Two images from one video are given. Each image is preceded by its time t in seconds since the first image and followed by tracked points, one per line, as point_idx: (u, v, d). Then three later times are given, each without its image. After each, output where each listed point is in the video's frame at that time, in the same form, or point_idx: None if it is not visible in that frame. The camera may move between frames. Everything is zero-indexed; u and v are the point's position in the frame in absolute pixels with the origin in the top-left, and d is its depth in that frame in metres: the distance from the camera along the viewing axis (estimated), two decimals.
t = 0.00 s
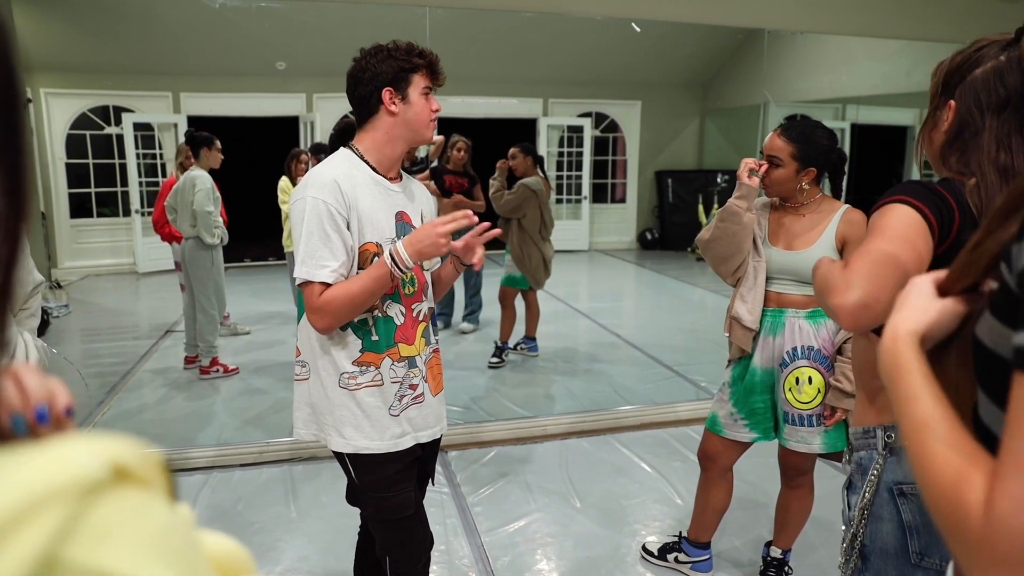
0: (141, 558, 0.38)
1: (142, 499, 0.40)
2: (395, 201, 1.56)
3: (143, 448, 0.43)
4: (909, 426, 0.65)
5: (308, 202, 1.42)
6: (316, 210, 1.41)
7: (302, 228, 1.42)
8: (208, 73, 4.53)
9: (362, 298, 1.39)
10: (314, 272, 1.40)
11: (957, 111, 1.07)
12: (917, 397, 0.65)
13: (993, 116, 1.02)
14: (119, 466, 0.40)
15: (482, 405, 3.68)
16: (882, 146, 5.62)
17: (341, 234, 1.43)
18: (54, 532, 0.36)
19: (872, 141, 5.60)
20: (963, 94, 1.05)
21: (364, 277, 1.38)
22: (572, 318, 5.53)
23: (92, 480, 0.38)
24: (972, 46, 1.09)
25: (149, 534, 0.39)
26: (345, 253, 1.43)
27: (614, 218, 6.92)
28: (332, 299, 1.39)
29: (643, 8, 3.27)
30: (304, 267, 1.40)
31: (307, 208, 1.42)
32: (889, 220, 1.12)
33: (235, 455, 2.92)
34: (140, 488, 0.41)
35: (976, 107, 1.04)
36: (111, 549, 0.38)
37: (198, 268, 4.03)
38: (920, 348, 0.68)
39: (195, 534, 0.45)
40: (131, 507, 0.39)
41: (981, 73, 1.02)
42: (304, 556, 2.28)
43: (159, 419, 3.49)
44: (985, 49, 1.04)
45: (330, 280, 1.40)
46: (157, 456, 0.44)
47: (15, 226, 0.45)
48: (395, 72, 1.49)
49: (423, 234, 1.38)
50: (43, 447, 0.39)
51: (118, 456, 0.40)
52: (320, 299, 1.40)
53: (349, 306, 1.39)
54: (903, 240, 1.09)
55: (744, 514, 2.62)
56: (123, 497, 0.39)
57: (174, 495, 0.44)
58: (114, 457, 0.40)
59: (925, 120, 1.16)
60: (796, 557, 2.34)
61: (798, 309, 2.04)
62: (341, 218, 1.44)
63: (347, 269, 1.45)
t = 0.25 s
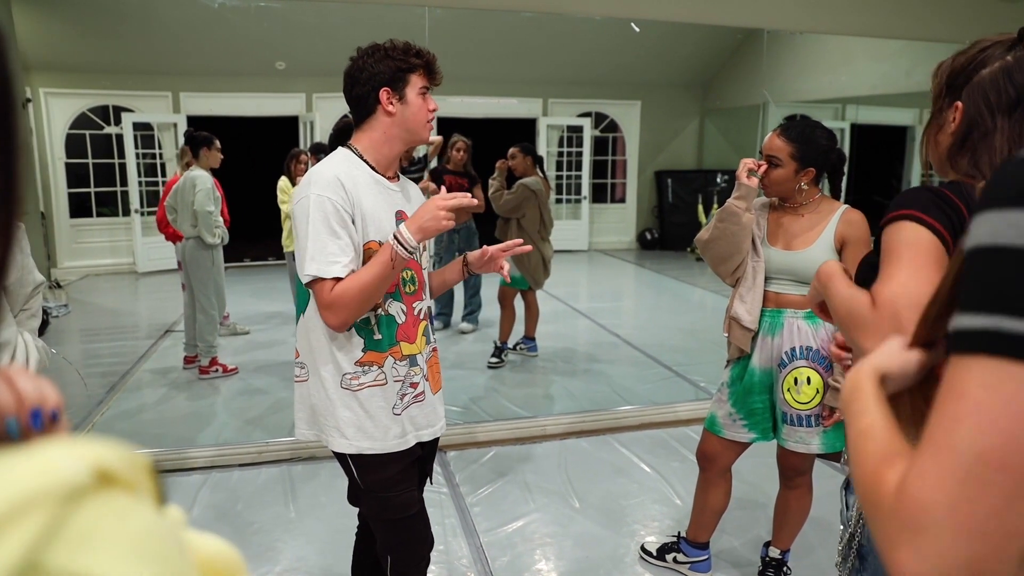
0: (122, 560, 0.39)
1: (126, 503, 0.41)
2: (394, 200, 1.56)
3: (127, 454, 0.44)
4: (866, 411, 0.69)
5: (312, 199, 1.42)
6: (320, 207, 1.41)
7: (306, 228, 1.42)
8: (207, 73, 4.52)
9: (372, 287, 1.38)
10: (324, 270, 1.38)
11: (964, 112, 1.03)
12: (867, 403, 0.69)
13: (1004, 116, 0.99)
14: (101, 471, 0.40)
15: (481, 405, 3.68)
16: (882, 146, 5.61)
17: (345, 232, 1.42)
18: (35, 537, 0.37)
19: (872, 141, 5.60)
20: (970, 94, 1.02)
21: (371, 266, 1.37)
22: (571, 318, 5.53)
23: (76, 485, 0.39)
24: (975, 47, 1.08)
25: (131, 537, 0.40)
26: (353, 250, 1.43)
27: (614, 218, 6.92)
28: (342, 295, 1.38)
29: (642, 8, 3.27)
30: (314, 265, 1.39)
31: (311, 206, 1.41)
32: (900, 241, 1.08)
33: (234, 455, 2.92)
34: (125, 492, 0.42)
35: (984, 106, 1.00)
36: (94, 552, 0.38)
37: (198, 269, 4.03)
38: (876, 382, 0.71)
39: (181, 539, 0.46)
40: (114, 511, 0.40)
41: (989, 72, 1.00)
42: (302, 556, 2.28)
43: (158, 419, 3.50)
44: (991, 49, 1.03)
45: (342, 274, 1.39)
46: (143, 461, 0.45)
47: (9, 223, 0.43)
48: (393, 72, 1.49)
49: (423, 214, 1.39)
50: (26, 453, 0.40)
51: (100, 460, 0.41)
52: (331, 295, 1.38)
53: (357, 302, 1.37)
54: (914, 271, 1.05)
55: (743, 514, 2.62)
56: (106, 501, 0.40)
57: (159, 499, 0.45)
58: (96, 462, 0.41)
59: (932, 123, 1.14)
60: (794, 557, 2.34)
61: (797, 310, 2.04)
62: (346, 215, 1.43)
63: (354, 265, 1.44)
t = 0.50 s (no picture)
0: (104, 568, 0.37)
1: (111, 507, 0.39)
2: (391, 200, 1.56)
3: (111, 455, 0.41)
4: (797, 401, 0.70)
5: (319, 198, 1.42)
6: (329, 206, 1.41)
7: (312, 227, 1.42)
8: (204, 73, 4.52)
9: (400, 278, 1.40)
10: (346, 267, 1.38)
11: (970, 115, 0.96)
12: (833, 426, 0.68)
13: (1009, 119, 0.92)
14: (86, 474, 0.38)
15: (479, 405, 3.68)
16: (880, 146, 5.62)
17: (352, 230, 1.42)
18: (13, 544, 0.34)
19: (870, 141, 5.60)
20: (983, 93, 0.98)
21: (394, 258, 1.39)
22: (570, 318, 5.53)
23: (60, 486, 0.37)
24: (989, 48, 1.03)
25: (114, 543, 0.38)
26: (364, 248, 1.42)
27: (613, 218, 6.92)
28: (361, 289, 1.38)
29: (641, 9, 3.27)
30: (336, 262, 1.37)
31: (320, 205, 1.41)
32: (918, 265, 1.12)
33: (232, 456, 2.92)
34: (110, 496, 0.39)
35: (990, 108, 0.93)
36: (76, 559, 0.36)
37: (198, 269, 4.03)
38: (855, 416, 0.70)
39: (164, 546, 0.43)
40: (99, 515, 0.38)
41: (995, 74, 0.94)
42: (300, 556, 2.28)
43: (157, 419, 3.50)
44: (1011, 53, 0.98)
45: (363, 271, 1.39)
46: (128, 462, 0.42)
47: None
48: (390, 74, 1.49)
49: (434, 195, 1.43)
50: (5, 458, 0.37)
51: (85, 462, 0.38)
52: (358, 293, 1.38)
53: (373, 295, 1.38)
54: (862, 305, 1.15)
55: (741, 515, 2.62)
56: (91, 504, 0.38)
57: (144, 504, 0.43)
58: (79, 464, 0.38)
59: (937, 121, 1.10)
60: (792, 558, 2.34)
61: (794, 310, 2.04)
62: (354, 214, 1.44)
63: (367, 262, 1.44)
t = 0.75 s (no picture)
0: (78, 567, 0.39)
1: (87, 508, 0.41)
2: (387, 200, 1.56)
3: (90, 457, 0.43)
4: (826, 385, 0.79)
5: (315, 198, 1.42)
6: (325, 206, 1.41)
7: (307, 226, 1.42)
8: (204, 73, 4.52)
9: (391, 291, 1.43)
10: (337, 268, 1.38)
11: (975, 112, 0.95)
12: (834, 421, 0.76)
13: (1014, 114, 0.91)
14: (63, 475, 0.40)
15: (478, 405, 3.68)
16: (880, 146, 5.61)
17: (346, 229, 1.42)
18: None
19: (871, 141, 5.59)
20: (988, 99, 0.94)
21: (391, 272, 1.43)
22: (570, 318, 5.52)
23: (37, 490, 0.39)
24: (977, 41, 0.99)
25: (88, 543, 0.40)
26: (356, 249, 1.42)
27: (614, 218, 6.91)
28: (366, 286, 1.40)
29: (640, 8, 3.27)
30: (326, 263, 1.38)
31: (315, 204, 1.41)
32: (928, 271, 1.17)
33: (231, 456, 2.92)
34: (86, 497, 0.41)
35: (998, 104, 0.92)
36: (49, 560, 0.38)
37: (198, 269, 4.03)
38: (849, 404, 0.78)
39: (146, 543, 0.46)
40: (75, 516, 0.40)
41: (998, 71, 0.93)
42: (299, 557, 2.28)
43: (156, 419, 3.50)
44: (998, 46, 0.95)
45: (355, 275, 1.40)
46: (107, 464, 0.44)
47: None
48: (385, 73, 1.49)
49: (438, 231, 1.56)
50: None
51: (62, 465, 0.40)
52: (349, 296, 1.39)
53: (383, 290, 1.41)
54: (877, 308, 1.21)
55: (740, 515, 2.62)
56: (66, 506, 0.40)
57: (124, 502, 0.45)
58: (59, 468, 0.40)
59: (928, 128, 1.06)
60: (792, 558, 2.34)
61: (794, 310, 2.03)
62: (350, 214, 1.44)
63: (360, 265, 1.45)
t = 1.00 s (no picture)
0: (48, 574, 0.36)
1: (57, 514, 0.38)
2: (381, 199, 1.56)
3: (59, 458, 0.40)
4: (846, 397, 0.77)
5: (304, 194, 1.41)
6: (312, 202, 1.40)
7: (295, 221, 1.41)
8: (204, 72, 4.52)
9: (371, 291, 1.42)
10: (315, 266, 1.38)
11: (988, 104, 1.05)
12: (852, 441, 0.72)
13: None
14: (28, 479, 0.37)
15: (477, 405, 3.67)
16: (880, 146, 5.60)
17: (335, 227, 1.42)
18: None
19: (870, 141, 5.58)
20: (986, 92, 1.07)
21: (373, 274, 1.42)
22: (570, 318, 5.52)
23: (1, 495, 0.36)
24: (970, 39, 1.13)
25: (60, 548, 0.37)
26: (341, 247, 1.42)
27: (614, 218, 6.91)
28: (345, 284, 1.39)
29: (640, 7, 3.26)
30: (304, 259, 1.38)
31: (303, 200, 1.40)
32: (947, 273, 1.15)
33: (229, 456, 2.91)
34: (58, 501, 0.38)
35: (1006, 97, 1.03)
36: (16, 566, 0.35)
37: (198, 268, 4.02)
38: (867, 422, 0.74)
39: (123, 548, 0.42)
40: (43, 521, 0.37)
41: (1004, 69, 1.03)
42: (296, 557, 2.27)
43: (154, 419, 3.49)
44: (993, 44, 1.07)
45: (333, 273, 1.39)
46: (81, 467, 0.41)
47: None
48: (385, 72, 1.48)
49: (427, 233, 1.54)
50: None
51: (26, 467, 0.37)
52: (328, 295, 1.38)
53: (362, 289, 1.40)
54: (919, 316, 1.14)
55: (740, 515, 2.61)
56: (35, 510, 0.37)
57: (99, 507, 0.42)
58: (21, 470, 0.37)
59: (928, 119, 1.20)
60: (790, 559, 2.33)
61: (793, 310, 2.03)
62: (338, 210, 1.43)
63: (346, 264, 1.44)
